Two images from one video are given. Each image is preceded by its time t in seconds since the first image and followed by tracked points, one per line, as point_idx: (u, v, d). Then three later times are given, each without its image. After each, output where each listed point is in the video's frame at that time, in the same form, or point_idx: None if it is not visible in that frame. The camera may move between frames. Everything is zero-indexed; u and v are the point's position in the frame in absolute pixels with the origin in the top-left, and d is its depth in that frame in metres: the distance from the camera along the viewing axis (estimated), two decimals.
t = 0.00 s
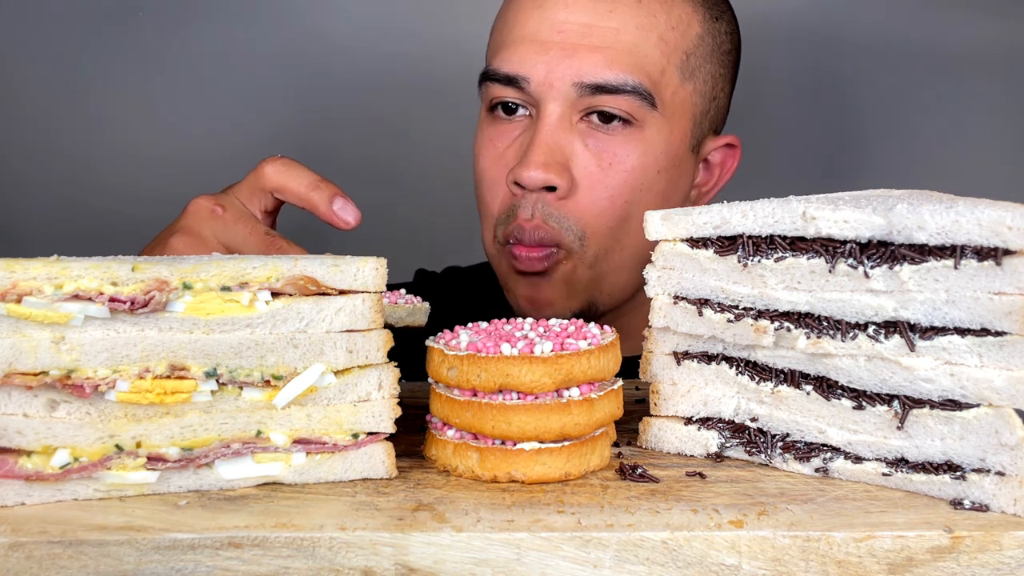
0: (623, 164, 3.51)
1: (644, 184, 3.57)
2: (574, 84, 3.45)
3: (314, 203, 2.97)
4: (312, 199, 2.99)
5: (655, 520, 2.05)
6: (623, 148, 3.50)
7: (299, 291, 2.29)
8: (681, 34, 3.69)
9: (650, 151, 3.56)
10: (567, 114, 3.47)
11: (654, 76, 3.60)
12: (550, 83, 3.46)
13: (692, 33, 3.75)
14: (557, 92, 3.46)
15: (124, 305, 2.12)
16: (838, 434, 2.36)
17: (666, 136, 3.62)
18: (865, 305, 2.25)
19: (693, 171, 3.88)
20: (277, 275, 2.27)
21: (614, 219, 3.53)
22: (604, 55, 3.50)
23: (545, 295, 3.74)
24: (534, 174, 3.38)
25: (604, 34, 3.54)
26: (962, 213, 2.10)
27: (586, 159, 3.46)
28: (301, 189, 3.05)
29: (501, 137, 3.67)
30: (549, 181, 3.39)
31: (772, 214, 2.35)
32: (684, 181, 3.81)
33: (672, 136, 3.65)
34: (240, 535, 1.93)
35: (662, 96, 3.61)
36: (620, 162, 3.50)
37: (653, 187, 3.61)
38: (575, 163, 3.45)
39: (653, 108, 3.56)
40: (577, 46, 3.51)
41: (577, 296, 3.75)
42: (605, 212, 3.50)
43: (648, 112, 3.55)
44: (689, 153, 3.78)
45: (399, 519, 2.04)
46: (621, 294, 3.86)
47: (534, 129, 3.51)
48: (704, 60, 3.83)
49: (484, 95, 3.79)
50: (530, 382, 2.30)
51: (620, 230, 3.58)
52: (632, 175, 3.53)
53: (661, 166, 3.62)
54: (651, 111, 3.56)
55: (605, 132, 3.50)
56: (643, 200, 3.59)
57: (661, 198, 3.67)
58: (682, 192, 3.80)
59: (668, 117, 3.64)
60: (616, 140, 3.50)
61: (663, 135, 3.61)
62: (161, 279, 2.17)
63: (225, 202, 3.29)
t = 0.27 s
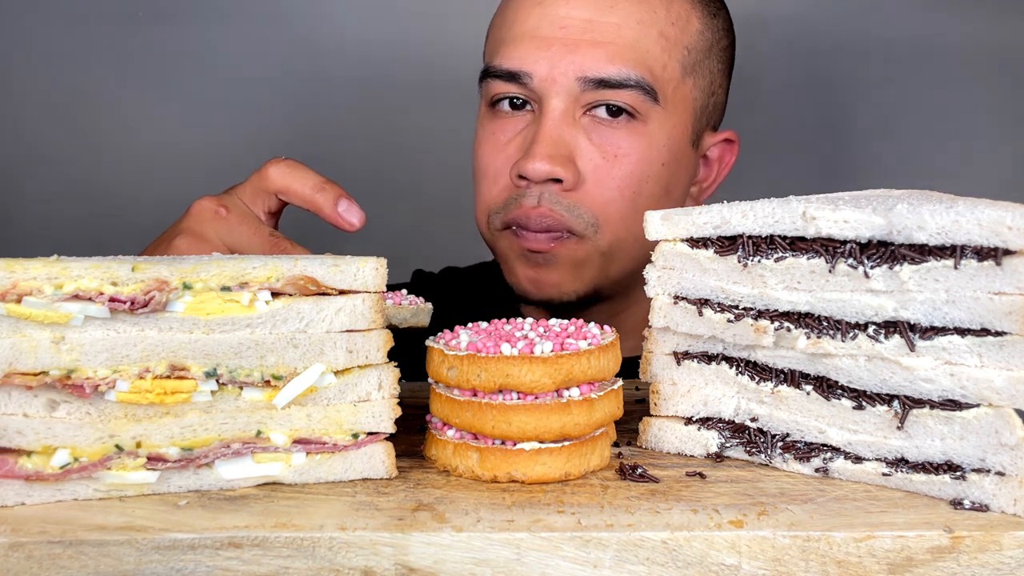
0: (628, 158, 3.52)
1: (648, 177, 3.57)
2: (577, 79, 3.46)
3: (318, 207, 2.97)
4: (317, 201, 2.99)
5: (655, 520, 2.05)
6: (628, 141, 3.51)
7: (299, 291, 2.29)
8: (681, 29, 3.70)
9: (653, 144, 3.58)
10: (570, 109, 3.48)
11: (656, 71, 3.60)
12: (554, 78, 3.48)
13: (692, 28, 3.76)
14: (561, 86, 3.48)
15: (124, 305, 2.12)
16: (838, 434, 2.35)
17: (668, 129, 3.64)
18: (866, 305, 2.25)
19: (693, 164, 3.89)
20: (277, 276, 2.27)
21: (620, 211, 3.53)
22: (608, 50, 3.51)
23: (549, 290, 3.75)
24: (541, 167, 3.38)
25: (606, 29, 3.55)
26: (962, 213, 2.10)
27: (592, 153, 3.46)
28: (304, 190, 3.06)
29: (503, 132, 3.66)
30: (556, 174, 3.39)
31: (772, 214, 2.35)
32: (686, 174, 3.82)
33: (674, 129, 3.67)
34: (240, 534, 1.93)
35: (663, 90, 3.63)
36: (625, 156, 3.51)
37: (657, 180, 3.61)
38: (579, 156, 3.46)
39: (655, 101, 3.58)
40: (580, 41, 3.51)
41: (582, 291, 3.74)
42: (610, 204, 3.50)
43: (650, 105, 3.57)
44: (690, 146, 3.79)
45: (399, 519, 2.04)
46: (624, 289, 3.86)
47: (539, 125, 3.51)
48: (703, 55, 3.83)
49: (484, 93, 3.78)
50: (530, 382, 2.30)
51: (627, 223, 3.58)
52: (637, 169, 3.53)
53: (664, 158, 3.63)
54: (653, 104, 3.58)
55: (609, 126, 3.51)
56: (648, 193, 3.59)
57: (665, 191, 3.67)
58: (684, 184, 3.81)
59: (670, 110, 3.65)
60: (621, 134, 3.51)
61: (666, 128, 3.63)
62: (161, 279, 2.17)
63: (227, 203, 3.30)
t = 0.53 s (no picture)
0: (637, 154, 3.53)
1: (657, 172, 3.59)
2: (586, 77, 3.48)
3: (316, 200, 2.96)
4: (314, 195, 2.98)
5: (655, 520, 2.05)
6: (636, 137, 3.53)
7: (299, 291, 2.29)
8: (678, 24, 3.71)
9: (660, 139, 3.60)
10: (580, 107, 3.51)
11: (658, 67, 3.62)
12: (562, 77, 3.49)
13: (687, 22, 3.77)
14: (569, 85, 3.49)
15: (124, 305, 2.12)
16: (838, 434, 2.35)
17: (674, 124, 3.66)
18: (865, 305, 2.25)
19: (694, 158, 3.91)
20: (277, 276, 2.27)
21: (633, 207, 3.55)
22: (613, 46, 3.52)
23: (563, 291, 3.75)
24: (557, 167, 3.40)
25: (610, 25, 3.55)
26: (962, 213, 2.10)
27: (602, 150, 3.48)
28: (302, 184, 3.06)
29: (509, 132, 3.64)
30: (572, 173, 3.41)
31: (772, 214, 2.35)
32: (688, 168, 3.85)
33: (678, 124, 3.69)
34: (240, 535, 1.93)
35: (667, 85, 3.64)
36: (635, 152, 3.52)
37: (665, 175, 3.63)
38: (592, 154, 3.48)
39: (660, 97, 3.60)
40: (585, 38, 3.51)
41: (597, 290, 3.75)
42: (625, 200, 3.52)
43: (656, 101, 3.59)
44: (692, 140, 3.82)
45: (399, 519, 2.04)
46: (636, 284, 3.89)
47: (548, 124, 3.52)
48: (698, 49, 3.85)
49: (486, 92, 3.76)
50: (530, 382, 2.30)
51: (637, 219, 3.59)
52: (646, 165, 3.55)
53: (670, 152, 3.65)
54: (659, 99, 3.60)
55: (617, 123, 3.53)
56: (657, 188, 3.61)
57: (672, 185, 3.70)
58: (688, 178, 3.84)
59: (674, 105, 3.68)
60: (629, 130, 3.53)
61: (672, 122, 3.65)
62: (161, 279, 2.17)
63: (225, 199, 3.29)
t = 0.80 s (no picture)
0: (637, 151, 3.54)
1: (657, 167, 3.61)
2: (584, 76, 3.47)
3: (313, 198, 2.96)
4: (311, 192, 2.98)
5: (655, 520, 2.05)
6: (636, 134, 3.54)
7: (299, 291, 2.29)
8: (669, 20, 3.72)
9: (659, 134, 3.61)
10: (579, 106, 3.50)
11: (653, 63, 3.62)
12: (561, 77, 3.48)
13: (677, 17, 3.78)
14: (567, 85, 3.48)
15: (124, 305, 2.12)
16: (838, 434, 2.35)
17: (671, 119, 3.68)
18: (865, 305, 2.25)
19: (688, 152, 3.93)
20: (277, 276, 2.27)
21: (637, 203, 3.56)
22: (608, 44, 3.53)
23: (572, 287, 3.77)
24: (562, 167, 3.40)
25: (604, 24, 3.55)
26: (962, 213, 2.10)
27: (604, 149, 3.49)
28: (299, 181, 3.05)
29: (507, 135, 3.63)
30: (577, 172, 3.41)
31: (772, 214, 2.35)
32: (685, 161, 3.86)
33: (675, 119, 3.70)
34: (240, 535, 1.93)
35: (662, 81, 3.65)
36: (636, 149, 3.54)
37: (665, 170, 3.65)
38: (594, 152, 3.48)
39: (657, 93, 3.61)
40: (580, 37, 3.50)
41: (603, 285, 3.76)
42: (628, 199, 3.53)
43: (653, 97, 3.60)
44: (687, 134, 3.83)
45: (398, 519, 2.04)
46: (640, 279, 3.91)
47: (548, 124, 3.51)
48: (688, 43, 3.86)
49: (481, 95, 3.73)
50: (530, 382, 2.30)
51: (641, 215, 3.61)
52: (647, 161, 3.56)
53: (669, 147, 3.67)
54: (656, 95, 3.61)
55: (616, 121, 3.53)
56: (658, 184, 3.62)
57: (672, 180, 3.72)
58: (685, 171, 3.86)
59: (670, 100, 3.69)
60: (629, 127, 3.54)
61: (670, 117, 3.67)
62: (161, 279, 2.17)
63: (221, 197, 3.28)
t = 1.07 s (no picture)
0: (628, 149, 3.54)
1: (648, 165, 3.61)
2: (573, 74, 3.47)
3: (310, 199, 2.97)
4: (308, 194, 2.99)
5: (655, 520, 2.05)
6: (626, 131, 3.54)
7: (299, 291, 2.29)
8: (657, 17, 3.73)
9: (649, 131, 3.61)
10: (569, 105, 3.51)
11: (642, 61, 3.62)
12: (551, 77, 3.48)
13: (664, 15, 3.78)
14: (557, 84, 3.48)
15: (124, 305, 2.13)
16: (838, 434, 2.35)
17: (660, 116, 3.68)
18: (865, 305, 2.25)
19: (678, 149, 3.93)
20: (277, 276, 2.27)
21: (629, 200, 3.57)
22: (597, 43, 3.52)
23: (568, 286, 3.77)
24: (554, 167, 3.40)
25: (592, 23, 3.55)
26: (962, 213, 2.10)
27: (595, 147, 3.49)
28: (296, 183, 3.06)
29: (499, 135, 3.63)
30: (569, 171, 3.42)
31: (772, 214, 2.35)
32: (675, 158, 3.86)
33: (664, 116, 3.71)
34: (240, 535, 1.93)
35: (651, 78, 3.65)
36: (627, 147, 3.54)
37: (656, 167, 3.65)
38: (585, 151, 3.48)
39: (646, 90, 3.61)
40: (569, 37, 3.51)
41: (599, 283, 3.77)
42: (621, 196, 3.53)
43: (643, 95, 3.60)
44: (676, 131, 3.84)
45: (398, 519, 2.04)
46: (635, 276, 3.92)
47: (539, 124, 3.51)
48: (676, 41, 3.86)
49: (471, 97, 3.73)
50: (530, 382, 2.30)
51: (634, 213, 3.61)
52: (638, 158, 3.56)
53: (659, 144, 3.67)
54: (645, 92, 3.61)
55: (607, 119, 3.53)
56: (649, 181, 3.63)
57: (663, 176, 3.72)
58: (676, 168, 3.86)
59: (660, 97, 3.69)
60: (619, 125, 3.54)
61: (660, 113, 3.68)
62: (161, 279, 2.17)
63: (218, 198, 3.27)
